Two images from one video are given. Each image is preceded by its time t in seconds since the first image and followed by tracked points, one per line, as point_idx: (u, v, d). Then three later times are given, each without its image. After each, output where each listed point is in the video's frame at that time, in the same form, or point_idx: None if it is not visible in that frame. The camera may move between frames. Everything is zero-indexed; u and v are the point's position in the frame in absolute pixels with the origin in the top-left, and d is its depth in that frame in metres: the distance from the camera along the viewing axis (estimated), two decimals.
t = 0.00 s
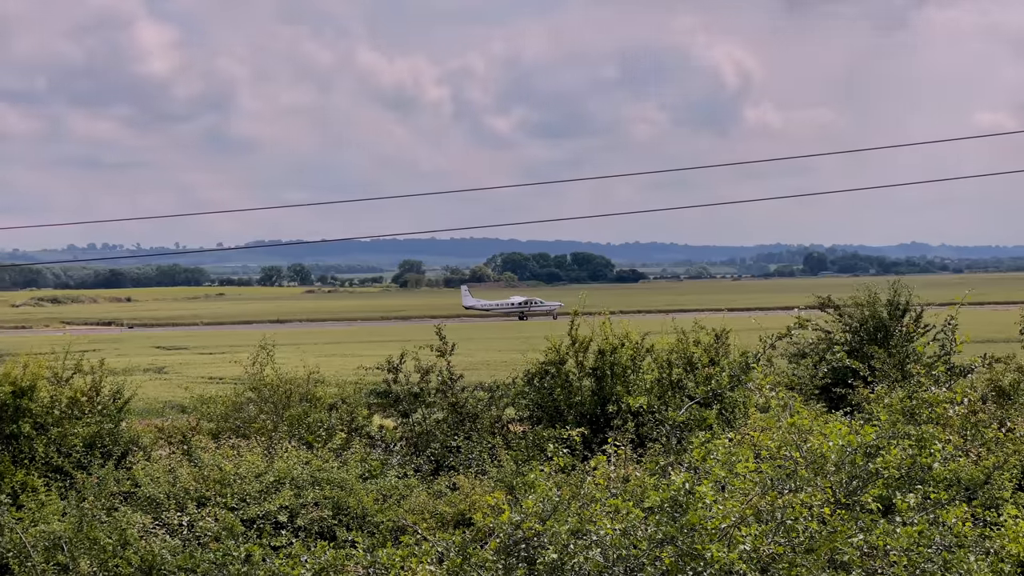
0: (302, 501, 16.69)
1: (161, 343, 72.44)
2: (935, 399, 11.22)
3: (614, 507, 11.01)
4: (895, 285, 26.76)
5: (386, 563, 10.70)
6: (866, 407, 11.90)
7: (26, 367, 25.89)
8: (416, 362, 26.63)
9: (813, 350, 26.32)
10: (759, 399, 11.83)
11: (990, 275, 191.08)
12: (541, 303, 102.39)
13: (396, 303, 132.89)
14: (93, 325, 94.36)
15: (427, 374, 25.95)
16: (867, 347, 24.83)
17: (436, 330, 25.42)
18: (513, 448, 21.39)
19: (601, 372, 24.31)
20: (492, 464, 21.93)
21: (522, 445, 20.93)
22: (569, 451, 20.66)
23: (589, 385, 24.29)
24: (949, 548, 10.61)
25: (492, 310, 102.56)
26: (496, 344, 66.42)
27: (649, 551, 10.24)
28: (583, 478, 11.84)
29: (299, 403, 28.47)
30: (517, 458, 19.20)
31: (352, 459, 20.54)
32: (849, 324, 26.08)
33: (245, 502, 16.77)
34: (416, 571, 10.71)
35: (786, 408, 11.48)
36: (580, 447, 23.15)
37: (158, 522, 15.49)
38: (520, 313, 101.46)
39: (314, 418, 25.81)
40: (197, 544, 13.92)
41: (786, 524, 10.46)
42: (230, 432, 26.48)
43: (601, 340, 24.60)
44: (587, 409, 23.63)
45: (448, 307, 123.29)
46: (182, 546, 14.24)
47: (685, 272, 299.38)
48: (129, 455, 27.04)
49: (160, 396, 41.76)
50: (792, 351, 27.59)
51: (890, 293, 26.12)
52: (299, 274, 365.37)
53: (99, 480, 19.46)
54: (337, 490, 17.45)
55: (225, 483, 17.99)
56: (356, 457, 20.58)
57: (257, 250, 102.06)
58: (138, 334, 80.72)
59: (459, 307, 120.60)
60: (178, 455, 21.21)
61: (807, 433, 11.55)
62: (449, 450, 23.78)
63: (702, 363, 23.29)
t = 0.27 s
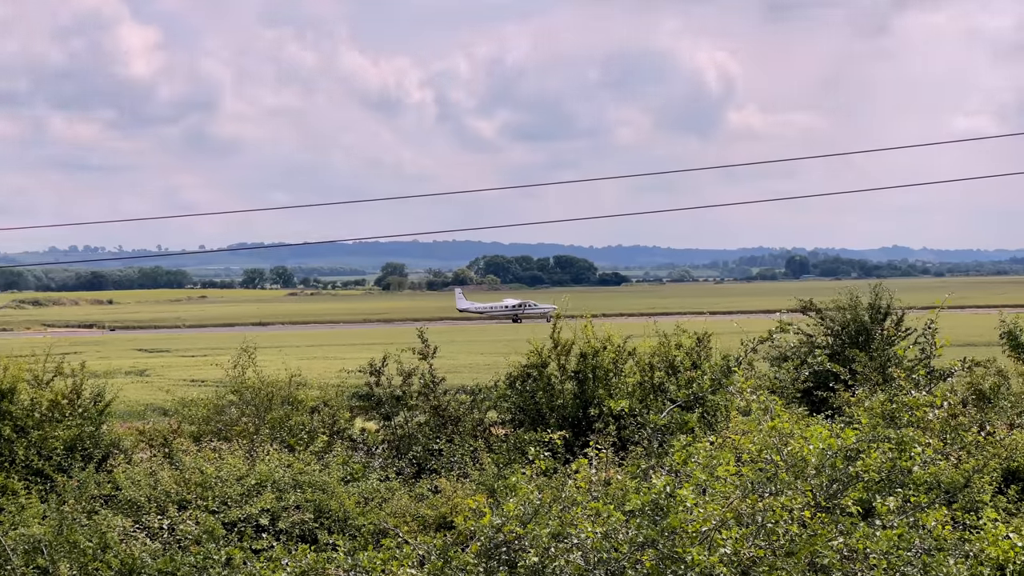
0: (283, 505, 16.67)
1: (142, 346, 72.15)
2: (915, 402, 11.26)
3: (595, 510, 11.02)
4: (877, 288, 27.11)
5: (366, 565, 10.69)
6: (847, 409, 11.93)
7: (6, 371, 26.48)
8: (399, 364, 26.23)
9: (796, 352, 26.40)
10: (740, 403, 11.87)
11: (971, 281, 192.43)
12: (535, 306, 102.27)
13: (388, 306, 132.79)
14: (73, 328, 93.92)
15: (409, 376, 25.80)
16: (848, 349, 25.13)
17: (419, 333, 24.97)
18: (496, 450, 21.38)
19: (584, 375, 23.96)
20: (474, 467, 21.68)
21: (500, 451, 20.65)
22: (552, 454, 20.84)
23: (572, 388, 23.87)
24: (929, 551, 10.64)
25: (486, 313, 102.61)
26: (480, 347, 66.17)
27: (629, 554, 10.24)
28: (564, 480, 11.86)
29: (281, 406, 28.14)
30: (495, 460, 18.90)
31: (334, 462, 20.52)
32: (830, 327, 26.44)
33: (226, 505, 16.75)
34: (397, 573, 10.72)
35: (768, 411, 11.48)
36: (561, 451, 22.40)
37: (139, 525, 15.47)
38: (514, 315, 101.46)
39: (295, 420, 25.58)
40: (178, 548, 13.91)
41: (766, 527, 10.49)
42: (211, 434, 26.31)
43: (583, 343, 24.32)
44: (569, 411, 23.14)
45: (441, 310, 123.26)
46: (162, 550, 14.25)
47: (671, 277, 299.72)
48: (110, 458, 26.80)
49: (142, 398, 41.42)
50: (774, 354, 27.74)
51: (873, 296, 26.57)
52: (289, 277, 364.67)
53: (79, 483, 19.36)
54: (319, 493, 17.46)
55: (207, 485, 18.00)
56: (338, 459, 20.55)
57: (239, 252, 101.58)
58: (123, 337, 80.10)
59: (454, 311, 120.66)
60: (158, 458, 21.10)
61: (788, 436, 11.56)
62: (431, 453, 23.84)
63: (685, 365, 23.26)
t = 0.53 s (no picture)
0: (264, 508, 16.66)
1: (123, 349, 71.78)
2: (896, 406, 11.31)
3: (576, 514, 11.04)
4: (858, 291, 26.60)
5: (347, 569, 10.68)
6: (827, 413, 11.96)
7: None
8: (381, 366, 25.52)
9: (776, 357, 25.83)
10: (721, 407, 11.92)
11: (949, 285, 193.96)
12: (529, 309, 102.56)
13: (380, 309, 132.72)
14: (53, 331, 93.39)
15: (391, 379, 25.17)
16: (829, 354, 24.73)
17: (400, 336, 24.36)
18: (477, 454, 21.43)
19: (566, 378, 24.02)
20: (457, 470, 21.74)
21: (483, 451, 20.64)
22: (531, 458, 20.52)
23: (554, 391, 23.95)
24: (908, 555, 10.70)
25: (480, 316, 102.81)
26: (462, 350, 66.22)
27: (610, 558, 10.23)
28: (545, 484, 11.87)
29: (262, 409, 27.90)
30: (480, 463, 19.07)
31: (315, 465, 20.54)
32: (812, 331, 25.86)
33: (207, 509, 16.74)
34: None
35: (748, 415, 11.52)
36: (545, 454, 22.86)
37: (119, 529, 15.48)
38: (508, 319, 101.73)
39: (276, 424, 25.78)
40: (155, 554, 14.01)
41: (746, 530, 10.51)
42: (192, 437, 26.32)
43: (565, 346, 24.27)
44: (551, 415, 23.24)
45: (433, 313, 123.37)
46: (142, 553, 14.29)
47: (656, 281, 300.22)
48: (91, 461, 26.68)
49: (122, 402, 41.15)
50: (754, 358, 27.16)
51: (853, 300, 26.08)
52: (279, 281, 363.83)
53: (60, 487, 19.28)
54: (300, 496, 17.49)
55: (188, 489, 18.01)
56: (319, 463, 20.57)
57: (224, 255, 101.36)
58: (106, 341, 79.51)
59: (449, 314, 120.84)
60: (139, 461, 20.99)
61: (768, 440, 11.59)
62: (413, 456, 23.80)
63: (666, 368, 23.45)
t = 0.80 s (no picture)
0: (245, 511, 16.67)
1: (104, 353, 71.42)
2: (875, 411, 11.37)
3: (557, 518, 11.03)
4: (839, 296, 26.59)
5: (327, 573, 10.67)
6: (807, 418, 12.02)
7: None
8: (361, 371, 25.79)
9: (757, 360, 25.91)
10: (702, 411, 11.95)
11: (931, 289, 196.22)
12: (522, 312, 102.85)
13: (372, 313, 132.75)
14: (33, 335, 92.66)
15: (372, 384, 25.52)
16: (810, 358, 24.69)
17: (381, 340, 24.48)
18: (458, 458, 21.29)
19: (547, 382, 23.64)
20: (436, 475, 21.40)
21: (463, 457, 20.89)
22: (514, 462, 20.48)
23: (535, 395, 23.59)
24: (888, 559, 10.68)
25: (473, 319, 103.03)
26: (446, 354, 66.32)
27: (590, 561, 10.21)
28: (526, 488, 11.89)
29: (243, 413, 27.87)
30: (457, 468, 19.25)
31: (296, 469, 20.59)
32: (792, 335, 25.82)
33: (187, 512, 16.72)
34: None
35: (728, 420, 11.55)
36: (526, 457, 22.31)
37: (99, 533, 15.50)
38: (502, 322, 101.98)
39: (257, 427, 25.32)
40: (135, 556, 14.17)
41: (727, 535, 10.46)
42: (172, 441, 25.75)
43: (546, 350, 23.97)
44: (532, 418, 22.90)
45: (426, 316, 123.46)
46: (122, 558, 14.31)
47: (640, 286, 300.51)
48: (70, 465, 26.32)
49: (102, 406, 40.90)
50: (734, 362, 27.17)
51: (834, 304, 26.02)
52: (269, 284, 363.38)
53: (40, 491, 19.30)
54: (281, 500, 17.49)
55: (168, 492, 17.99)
56: (300, 466, 20.60)
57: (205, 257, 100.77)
58: (88, 345, 78.97)
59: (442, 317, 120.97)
60: (119, 465, 20.91)
61: (749, 445, 11.64)
62: (393, 461, 23.53)
63: (647, 372, 23.25)
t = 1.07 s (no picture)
0: (225, 515, 16.70)
1: (84, 356, 70.98)
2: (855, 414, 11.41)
3: (538, 521, 11.01)
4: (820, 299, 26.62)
5: None
6: (788, 421, 12.04)
7: None
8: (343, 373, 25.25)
9: (739, 364, 25.84)
10: (684, 414, 11.95)
11: (919, 293, 198.64)
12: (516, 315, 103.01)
13: (365, 316, 132.65)
14: (14, 337, 92.03)
15: (353, 387, 24.89)
16: (792, 362, 24.81)
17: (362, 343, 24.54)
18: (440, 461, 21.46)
19: (528, 385, 23.99)
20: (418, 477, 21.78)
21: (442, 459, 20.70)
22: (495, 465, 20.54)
23: (516, 398, 23.91)
24: (868, 562, 10.67)
25: (468, 323, 103.11)
26: (430, 356, 66.32)
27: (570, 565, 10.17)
28: (507, 491, 11.89)
29: (223, 416, 27.22)
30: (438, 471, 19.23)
31: (277, 472, 20.65)
32: (774, 338, 25.94)
33: (167, 516, 16.77)
34: None
35: (710, 423, 11.56)
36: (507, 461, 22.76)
37: (78, 536, 15.57)
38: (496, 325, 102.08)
39: (238, 430, 25.47)
40: (117, 558, 14.46)
41: (708, 538, 10.30)
42: (152, 445, 25.84)
43: (528, 353, 24.26)
44: (514, 421, 23.27)
45: (420, 319, 123.49)
46: (101, 561, 14.42)
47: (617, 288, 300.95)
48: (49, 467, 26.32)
49: (82, 409, 40.65)
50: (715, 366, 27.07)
51: (815, 307, 26.08)
52: (261, 286, 362.58)
53: (19, 494, 19.33)
54: (262, 503, 17.50)
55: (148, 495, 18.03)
56: (281, 469, 20.64)
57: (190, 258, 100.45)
58: (72, 348, 78.50)
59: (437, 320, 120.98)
60: (98, 469, 20.86)
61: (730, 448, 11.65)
62: (374, 463, 23.66)
63: (628, 376, 23.56)
